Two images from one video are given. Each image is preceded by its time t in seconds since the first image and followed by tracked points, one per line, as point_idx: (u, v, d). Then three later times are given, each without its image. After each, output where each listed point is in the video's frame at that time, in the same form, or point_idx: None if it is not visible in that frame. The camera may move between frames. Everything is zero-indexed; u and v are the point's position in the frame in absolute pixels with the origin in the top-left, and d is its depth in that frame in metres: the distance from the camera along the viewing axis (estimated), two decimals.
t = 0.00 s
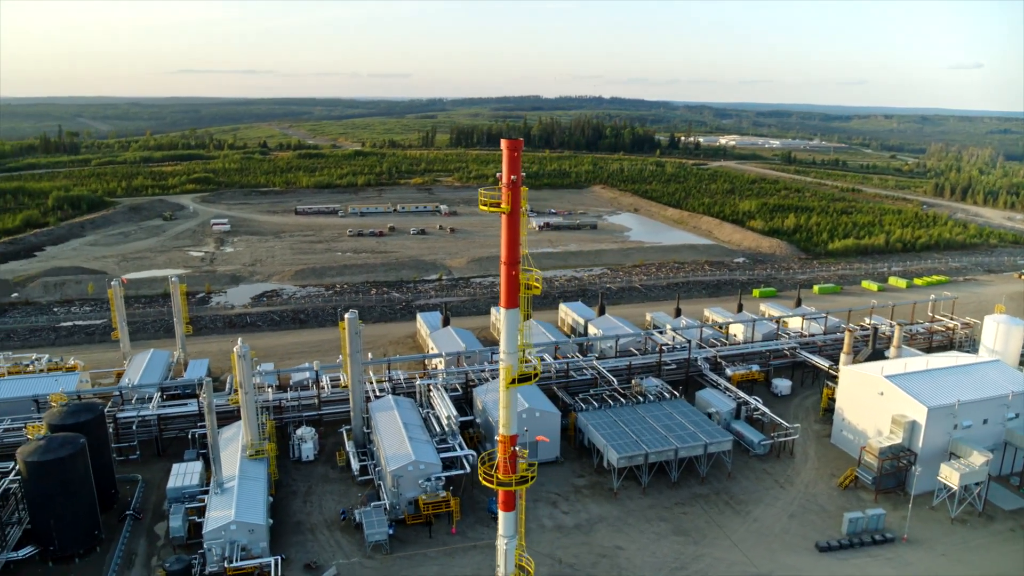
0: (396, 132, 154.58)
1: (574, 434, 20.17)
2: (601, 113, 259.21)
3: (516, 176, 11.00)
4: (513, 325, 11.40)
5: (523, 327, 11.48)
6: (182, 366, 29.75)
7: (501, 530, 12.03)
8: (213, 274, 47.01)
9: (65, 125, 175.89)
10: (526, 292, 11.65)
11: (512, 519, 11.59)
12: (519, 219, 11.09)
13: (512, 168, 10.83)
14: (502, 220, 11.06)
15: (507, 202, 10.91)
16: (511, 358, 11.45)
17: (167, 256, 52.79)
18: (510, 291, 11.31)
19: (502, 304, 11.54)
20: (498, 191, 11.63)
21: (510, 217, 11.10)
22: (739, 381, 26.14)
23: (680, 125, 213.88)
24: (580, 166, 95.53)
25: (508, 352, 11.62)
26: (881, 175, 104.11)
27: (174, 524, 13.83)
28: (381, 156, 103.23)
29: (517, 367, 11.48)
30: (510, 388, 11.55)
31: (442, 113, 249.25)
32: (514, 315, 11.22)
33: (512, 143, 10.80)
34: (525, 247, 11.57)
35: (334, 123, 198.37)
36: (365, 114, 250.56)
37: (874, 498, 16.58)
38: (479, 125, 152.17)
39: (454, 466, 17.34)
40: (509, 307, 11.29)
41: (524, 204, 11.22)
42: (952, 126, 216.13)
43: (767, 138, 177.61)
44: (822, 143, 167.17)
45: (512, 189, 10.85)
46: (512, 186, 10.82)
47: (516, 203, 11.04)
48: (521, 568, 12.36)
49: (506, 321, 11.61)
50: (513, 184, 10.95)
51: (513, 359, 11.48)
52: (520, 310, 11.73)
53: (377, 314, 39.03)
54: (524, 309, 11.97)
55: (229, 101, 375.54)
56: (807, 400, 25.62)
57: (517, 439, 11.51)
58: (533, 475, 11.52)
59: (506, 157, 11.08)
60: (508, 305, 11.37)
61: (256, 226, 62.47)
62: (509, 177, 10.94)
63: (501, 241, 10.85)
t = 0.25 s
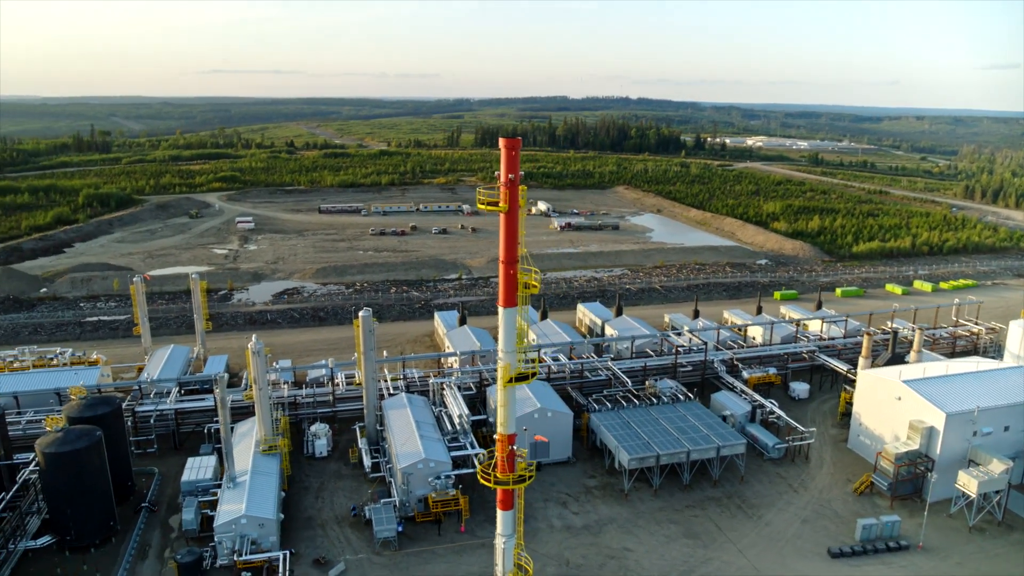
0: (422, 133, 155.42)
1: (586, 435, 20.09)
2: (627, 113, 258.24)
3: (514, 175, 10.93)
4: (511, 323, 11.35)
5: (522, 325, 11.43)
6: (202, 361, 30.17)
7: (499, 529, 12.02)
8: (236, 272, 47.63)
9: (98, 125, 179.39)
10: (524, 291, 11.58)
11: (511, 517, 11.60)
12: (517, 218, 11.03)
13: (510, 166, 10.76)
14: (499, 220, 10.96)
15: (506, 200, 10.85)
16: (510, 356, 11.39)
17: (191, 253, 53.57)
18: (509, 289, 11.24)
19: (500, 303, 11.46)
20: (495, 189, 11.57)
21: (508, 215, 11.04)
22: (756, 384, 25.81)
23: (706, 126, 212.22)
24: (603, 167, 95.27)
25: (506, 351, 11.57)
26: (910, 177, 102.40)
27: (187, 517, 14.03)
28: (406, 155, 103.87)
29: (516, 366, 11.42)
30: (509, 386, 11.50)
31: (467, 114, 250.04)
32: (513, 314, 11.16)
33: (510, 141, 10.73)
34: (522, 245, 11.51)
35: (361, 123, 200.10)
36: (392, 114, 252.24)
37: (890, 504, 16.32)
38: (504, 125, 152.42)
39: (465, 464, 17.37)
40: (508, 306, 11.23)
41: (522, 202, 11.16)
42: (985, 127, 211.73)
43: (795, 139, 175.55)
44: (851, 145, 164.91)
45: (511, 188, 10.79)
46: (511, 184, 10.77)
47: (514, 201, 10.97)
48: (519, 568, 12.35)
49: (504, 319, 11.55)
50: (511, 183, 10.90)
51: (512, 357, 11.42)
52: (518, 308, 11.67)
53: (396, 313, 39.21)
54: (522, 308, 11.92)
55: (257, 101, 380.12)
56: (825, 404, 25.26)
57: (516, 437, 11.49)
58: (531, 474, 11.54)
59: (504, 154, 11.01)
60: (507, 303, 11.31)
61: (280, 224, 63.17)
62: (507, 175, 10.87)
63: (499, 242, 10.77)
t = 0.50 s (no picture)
0: (449, 132, 156.04)
1: (599, 436, 19.97)
2: (652, 114, 256.98)
3: (514, 174, 10.75)
4: (510, 322, 11.17)
5: (520, 325, 11.25)
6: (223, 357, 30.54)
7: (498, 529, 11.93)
8: (259, 269, 48.20)
9: (130, 124, 182.87)
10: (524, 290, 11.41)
11: (509, 518, 11.48)
12: (516, 217, 10.85)
13: (510, 166, 10.58)
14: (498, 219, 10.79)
15: (505, 200, 10.68)
16: (509, 357, 11.20)
17: (216, 250, 54.32)
18: (508, 288, 11.07)
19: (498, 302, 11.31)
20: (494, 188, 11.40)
21: (508, 215, 10.87)
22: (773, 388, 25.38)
23: (732, 127, 210.29)
24: (628, 167, 94.87)
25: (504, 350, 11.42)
26: (942, 179, 100.50)
27: (200, 511, 14.19)
28: (432, 155, 104.38)
29: (514, 365, 11.21)
30: (507, 386, 11.31)
31: (494, 114, 250.55)
32: (512, 314, 10.99)
33: (509, 140, 10.56)
34: (522, 245, 11.34)
35: (388, 122, 201.54)
36: (422, 114, 254.07)
37: (907, 511, 16.03)
38: (530, 126, 152.45)
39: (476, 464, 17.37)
40: (506, 306, 11.06)
41: (522, 202, 10.98)
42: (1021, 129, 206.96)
43: (825, 140, 173.24)
44: (882, 146, 162.34)
45: (510, 188, 10.63)
46: (510, 183, 10.59)
47: (513, 201, 10.79)
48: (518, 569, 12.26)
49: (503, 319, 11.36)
50: (511, 183, 10.72)
51: (510, 356, 11.22)
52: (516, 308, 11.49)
53: (415, 312, 39.33)
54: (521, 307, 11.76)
55: (286, 101, 384.41)
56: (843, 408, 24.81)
57: (515, 437, 11.34)
58: (529, 475, 11.41)
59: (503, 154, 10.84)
60: (506, 303, 11.13)
61: (304, 223, 63.81)
62: (506, 174, 10.69)
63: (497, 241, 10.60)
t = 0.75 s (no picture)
0: (475, 133, 156.48)
1: (613, 438, 19.86)
2: (679, 115, 255.56)
3: (513, 175, 10.57)
4: (509, 323, 10.99)
5: (519, 326, 11.06)
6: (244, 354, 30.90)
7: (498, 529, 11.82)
8: (282, 268, 48.74)
9: (163, 123, 186.15)
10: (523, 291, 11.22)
11: (509, 518, 11.34)
12: (515, 218, 10.67)
13: (508, 167, 10.40)
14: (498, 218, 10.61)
15: (504, 201, 10.49)
16: (507, 357, 11.02)
17: (241, 249, 55.03)
18: (507, 288, 10.88)
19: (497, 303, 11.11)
20: (493, 189, 11.23)
21: (506, 215, 10.69)
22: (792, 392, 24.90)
23: (759, 128, 208.20)
24: (654, 169, 94.39)
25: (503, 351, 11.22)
26: (974, 182, 98.52)
27: (214, 505, 14.40)
28: (457, 155, 104.79)
29: (512, 365, 11.01)
30: (505, 387, 11.12)
31: (521, 115, 250.75)
32: (511, 314, 10.81)
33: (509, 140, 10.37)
34: (522, 246, 11.15)
35: (416, 123, 202.83)
36: (449, 114, 255.40)
37: (925, 521, 15.74)
38: (556, 127, 152.37)
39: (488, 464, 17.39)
40: (505, 306, 10.88)
41: (522, 203, 10.79)
42: None
43: (855, 142, 170.76)
44: (914, 148, 159.47)
45: (509, 188, 10.44)
46: (509, 184, 10.41)
47: (513, 202, 10.61)
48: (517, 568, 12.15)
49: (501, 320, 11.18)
50: (510, 183, 10.54)
51: (508, 356, 11.04)
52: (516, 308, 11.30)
53: (435, 312, 39.43)
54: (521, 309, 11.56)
55: (317, 101, 388.80)
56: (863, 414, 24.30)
57: (514, 438, 11.16)
58: (529, 475, 11.25)
59: (503, 154, 10.67)
60: (505, 303, 10.95)
61: (329, 222, 64.40)
62: (505, 174, 10.51)
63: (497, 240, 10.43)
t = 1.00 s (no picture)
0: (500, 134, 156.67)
1: (625, 441, 19.71)
2: (705, 117, 253.88)
3: (511, 176, 10.39)
4: (507, 325, 10.82)
5: (517, 328, 10.88)
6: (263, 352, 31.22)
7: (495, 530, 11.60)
8: (304, 267, 49.20)
9: (192, 124, 189.02)
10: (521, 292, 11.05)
11: (507, 519, 11.14)
12: (513, 220, 10.50)
13: (506, 168, 10.21)
14: (497, 220, 10.38)
15: (502, 202, 10.31)
16: (505, 359, 10.84)
17: (264, 248, 55.67)
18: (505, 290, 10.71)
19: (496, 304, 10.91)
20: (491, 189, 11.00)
21: (504, 217, 10.51)
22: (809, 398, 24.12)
23: (786, 131, 205.87)
24: (678, 171, 93.87)
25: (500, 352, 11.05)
26: (1007, 186, 96.46)
27: (226, 501, 14.58)
28: (481, 156, 105.09)
29: (510, 367, 10.84)
30: (502, 390, 10.94)
31: (547, 116, 250.66)
32: (509, 316, 10.64)
33: (507, 141, 10.20)
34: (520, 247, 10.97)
35: (441, 124, 203.69)
36: (475, 115, 256.36)
37: (940, 530, 15.46)
38: (581, 129, 152.18)
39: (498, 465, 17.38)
40: (503, 309, 10.71)
41: (520, 204, 10.61)
42: None
43: (885, 146, 168.18)
44: (946, 151, 156.53)
45: (507, 190, 10.26)
46: (507, 185, 10.22)
47: (510, 203, 10.44)
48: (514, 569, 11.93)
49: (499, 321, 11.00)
50: (508, 184, 10.36)
51: (506, 358, 10.88)
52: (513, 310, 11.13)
53: (454, 312, 39.47)
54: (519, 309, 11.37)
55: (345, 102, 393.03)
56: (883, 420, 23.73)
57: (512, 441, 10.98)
58: (527, 477, 11.17)
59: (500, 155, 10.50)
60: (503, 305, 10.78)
61: (351, 222, 64.93)
62: (502, 176, 10.33)
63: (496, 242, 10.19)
